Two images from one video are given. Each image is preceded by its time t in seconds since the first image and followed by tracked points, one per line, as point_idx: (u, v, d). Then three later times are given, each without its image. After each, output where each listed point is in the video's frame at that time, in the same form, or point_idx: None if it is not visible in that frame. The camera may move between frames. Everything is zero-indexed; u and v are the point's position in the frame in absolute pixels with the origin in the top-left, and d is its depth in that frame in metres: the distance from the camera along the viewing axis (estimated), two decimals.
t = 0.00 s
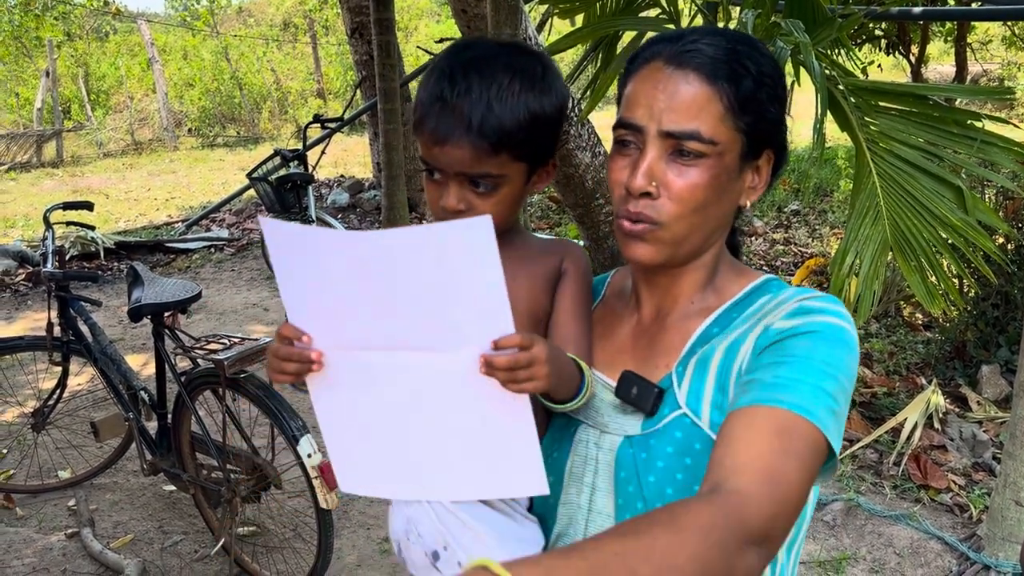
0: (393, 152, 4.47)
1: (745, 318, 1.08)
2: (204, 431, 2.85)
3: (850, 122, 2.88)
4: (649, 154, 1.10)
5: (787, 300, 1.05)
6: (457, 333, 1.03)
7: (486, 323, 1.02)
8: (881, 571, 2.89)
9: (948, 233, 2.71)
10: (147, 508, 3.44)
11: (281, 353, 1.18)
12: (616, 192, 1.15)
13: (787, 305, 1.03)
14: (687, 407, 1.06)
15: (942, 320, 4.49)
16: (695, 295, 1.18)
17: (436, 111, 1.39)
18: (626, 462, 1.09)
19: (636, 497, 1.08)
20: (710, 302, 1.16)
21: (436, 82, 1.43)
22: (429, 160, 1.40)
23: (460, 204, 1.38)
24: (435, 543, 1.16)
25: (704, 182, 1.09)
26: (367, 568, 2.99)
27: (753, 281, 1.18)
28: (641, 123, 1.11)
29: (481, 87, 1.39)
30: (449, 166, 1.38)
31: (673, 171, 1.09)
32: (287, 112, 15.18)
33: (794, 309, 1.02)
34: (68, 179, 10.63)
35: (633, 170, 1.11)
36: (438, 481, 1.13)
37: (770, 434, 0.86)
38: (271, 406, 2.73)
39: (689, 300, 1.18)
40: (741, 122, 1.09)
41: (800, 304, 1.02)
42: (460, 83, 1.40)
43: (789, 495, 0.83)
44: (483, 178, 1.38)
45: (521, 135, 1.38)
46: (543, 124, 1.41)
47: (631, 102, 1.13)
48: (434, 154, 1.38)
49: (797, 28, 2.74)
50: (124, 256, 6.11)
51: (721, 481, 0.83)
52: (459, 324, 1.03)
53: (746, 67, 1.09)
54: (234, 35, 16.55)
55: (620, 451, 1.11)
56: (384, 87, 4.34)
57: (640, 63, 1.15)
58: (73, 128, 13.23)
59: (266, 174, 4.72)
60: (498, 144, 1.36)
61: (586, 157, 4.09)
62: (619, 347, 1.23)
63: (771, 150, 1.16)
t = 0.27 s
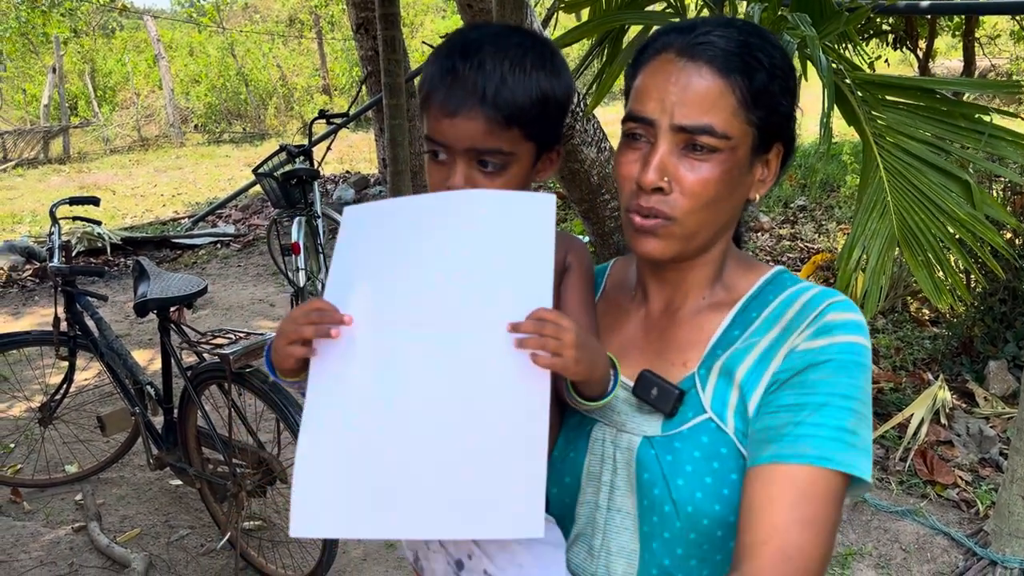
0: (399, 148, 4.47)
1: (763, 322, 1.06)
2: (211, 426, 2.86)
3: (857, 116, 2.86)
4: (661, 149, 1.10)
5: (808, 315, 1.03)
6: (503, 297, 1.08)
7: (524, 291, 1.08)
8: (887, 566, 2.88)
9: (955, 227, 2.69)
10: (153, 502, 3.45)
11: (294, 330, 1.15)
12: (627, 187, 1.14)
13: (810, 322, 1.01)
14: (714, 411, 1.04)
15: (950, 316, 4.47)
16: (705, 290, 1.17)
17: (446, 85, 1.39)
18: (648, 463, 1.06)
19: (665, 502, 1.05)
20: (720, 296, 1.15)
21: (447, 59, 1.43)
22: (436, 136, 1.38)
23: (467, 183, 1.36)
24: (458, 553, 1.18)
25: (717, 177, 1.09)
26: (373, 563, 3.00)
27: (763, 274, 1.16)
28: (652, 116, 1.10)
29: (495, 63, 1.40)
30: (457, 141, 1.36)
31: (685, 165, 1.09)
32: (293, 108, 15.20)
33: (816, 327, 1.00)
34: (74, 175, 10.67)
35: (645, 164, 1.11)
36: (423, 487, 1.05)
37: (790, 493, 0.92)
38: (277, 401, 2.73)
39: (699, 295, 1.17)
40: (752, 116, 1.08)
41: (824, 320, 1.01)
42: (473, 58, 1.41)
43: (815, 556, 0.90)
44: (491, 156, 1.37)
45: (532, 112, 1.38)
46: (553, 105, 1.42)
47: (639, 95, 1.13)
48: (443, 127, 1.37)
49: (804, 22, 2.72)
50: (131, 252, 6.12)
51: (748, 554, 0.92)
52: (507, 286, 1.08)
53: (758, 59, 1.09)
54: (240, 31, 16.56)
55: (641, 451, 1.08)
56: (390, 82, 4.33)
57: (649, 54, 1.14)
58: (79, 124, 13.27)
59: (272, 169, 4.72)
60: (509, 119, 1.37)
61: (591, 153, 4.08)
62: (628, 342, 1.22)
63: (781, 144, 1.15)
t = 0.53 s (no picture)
0: (407, 143, 4.47)
1: (772, 308, 1.05)
2: (220, 419, 2.87)
3: (867, 110, 2.84)
4: (670, 143, 1.09)
5: (818, 300, 1.03)
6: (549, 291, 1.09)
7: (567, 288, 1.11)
8: (896, 561, 2.88)
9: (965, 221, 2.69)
10: (164, 496, 3.47)
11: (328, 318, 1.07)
12: (635, 179, 1.14)
13: (819, 309, 1.01)
14: (729, 399, 1.03)
15: (960, 311, 4.45)
16: (710, 278, 1.16)
17: (464, 77, 1.38)
18: (666, 453, 1.06)
19: (685, 492, 1.04)
20: (725, 285, 1.14)
21: (464, 48, 1.42)
22: (451, 129, 1.37)
23: (480, 179, 1.36)
24: (486, 554, 1.20)
25: (727, 170, 1.09)
26: (381, 556, 3.02)
27: (765, 260, 1.16)
28: (663, 110, 1.10)
29: (515, 56, 1.40)
30: (472, 135, 1.36)
31: (695, 160, 1.09)
32: (301, 104, 15.21)
33: (826, 313, 1.00)
34: (84, 171, 10.72)
35: (655, 159, 1.10)
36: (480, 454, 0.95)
37: (800, 482, 0.93)
38: (286, 394, 2.74)
39: (703, 284, 1.16)
40: (760, 109, 1.08)
41: (833, 307, 1.01)
42: (493, 50, 1.40)
43: (828, 544, 0.91)
44: (508, 152, 1.37)
45: (549, 110, 1.39)
46: (570, 103, 1.43)
47: (648, 89, 1.12)
48: (459, 120, 1.36)
49: (814, 15, 2.70)
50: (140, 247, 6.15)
51: (758, 542, 0.93)
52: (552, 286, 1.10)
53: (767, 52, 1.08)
54: (248, 26, 16.59)
55: (657, 442, 1.07)
56: (398, 77, 4.32)
57: (656, 46, 1.13)
58: (89, 120, 13.33)
59: (280, 164, 4.73)
60: (526, 116, 1.37)
61: (599, 147, 4.07)
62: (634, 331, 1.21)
63: (787, 135, 1.14)
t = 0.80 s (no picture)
0: (416, 137, 4.47)
1: (792, 302, 1.06)
2: (234, 413, 2.90)
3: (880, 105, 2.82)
4: (680, 134, 1.10)
5: (840, 294, 1.03)
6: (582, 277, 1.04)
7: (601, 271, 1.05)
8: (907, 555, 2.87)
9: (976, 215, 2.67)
10: (177, 488, 3.50)
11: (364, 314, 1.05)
12: (646, 172, 1.14)
13: (843, 303, 1.02)
14: (754, 391, 1.04)
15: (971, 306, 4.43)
16: (723, 270, 1.16)
17: (487, 78, 1.38)
18: (691, 444, 1.06)
19: (714, 483, 1.04)
20: (738, 277, 1.14)
21: (486, 47, 1.42)
22: (474, 130, 1.38)
23: (502, 179, 1.37)
24: (520, 548, 1.19)
25: (737, 160, 1.09)
26: (393, 549, 3.04)
27: (777, 253, 1.16)
28: (672, 102, 1.10)
29: (538, 55, 1.40)
30: (495, 137, 1.37)
31: (705, 150, 1.09)
32: (310, 99, 15.22)
33: (850, 307, 1.01)
34: (95, 166, 10.79)
35: (665, 150, 1.11)
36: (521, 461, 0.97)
37: (837, 479, 0.96)
38: (298, 387, 2.76)
39: (717, 276, 1.16)
40: (768, 98, 1.08)
41: (856, 300, 1.01)
42: (516, 50, 1.40)
43: (861, 536, 0.96)
44: (531, 152, 1.39)
45: (573, 111, 1.41)
46: (591, 101, 1.44)
47: (658, 81, 1.12)
48: (483, 122, 1.37)
49: (825, 9, 2.68)
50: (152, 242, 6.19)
51: (797, 537, 0.96)
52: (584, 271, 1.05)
53: (776, 44, 1.08)
54: (256, 22, 16.61)
55: (682, 434, 1.07)
56: (407, 72, 4.32)
57: (665, 38, 1.14)
58: (99, 115, 13.40)
59: (290, 159, 4.74)
60: (549, 117, 1.39)
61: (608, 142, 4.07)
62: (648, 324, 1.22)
63: (796, 125, 1.15)
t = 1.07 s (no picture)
0: (427, 132, 4.47)
1: (814, 295, 1.06)
2: (247, 406, 2.91)
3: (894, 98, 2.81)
4: (701, 127, 1.10)
5: (860, 288, 1.04)
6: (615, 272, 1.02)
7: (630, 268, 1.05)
8: (919, 551, 2.86)
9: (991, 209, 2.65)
10: (190, 481, 3.52)
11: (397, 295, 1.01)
12: (666, 164, 1.14)
13: (866, 296, 1.03)
14: (777, 382, 1.04)
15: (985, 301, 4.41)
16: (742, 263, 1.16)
17: (505, 71, 1.38)
18: (716, 436, 1.06)
19: (739, 474, 1.04)
20: (757, 269, 1.15)
21: (504, 41, 1.42)
22: (494, 125, 1.38)
23: (524, 172, 1.38)
24: (547, 540, 1.16)
25: (758, 153, 1.09)
26: (405, 542, 3.05)
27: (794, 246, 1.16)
28: (691, 95, 1.10)
29: (557, 47, 1.39)
30: (516, 130, 1.38)
31: (725, 143, 1.09)
32: (320, 94, 15.22)
33: (872, 302, 1.02)
34: (106, 161, 10.85)
35: (686, 143, 1.11)
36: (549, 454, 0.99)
37: (859, 470, 0.97)
38: (310, 381, 2.77)
39: (735, 269, 1.16)
40: (788, 91, 1.08)
41: (878, 295, 1.02)
42: (533, 41, 1.40)
43: (883, 529, 0.97)
44: (551, 145, 1.39)
45: (593, 100, 1.41)
46: (610, 90, 1.44)
47: (677, 74, 1.12)
48: (503, 117, 1.37)
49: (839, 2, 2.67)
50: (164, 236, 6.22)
51: (821, 528, 0.97)
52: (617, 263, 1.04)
53: (795, 36, 1.08)
54: (266, 17, 16.64)
55: (705, 425, 1.07)
56: (418, 66, 4.31)
57: (684, 32, 1.13)
58: (110, 110, 13.47)
59: (301, 154, 4.75)
60: (570, 108, 1.39)
61: (618, 136, 4.05)
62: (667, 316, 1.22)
63: (815, 117, 1.14)
